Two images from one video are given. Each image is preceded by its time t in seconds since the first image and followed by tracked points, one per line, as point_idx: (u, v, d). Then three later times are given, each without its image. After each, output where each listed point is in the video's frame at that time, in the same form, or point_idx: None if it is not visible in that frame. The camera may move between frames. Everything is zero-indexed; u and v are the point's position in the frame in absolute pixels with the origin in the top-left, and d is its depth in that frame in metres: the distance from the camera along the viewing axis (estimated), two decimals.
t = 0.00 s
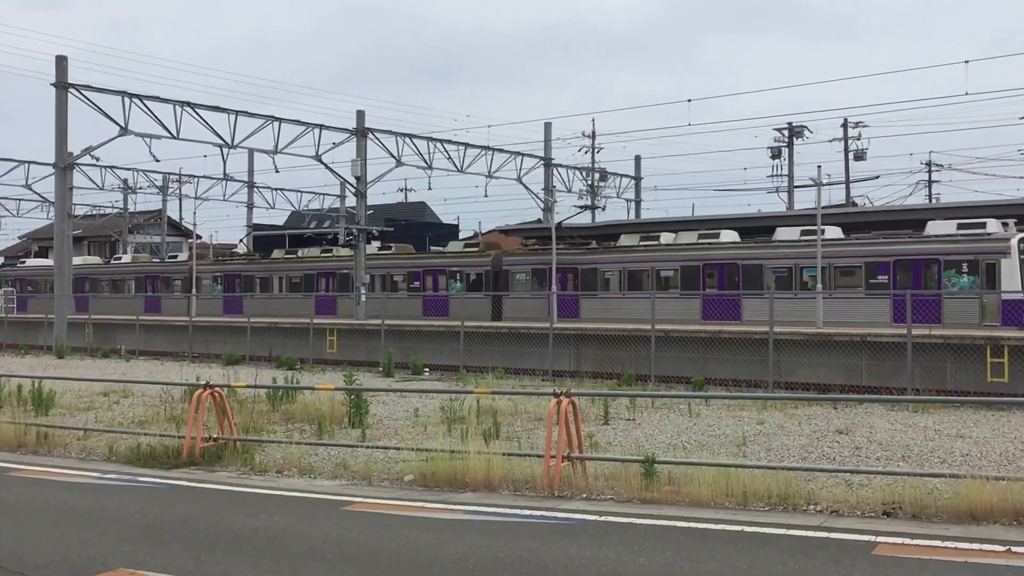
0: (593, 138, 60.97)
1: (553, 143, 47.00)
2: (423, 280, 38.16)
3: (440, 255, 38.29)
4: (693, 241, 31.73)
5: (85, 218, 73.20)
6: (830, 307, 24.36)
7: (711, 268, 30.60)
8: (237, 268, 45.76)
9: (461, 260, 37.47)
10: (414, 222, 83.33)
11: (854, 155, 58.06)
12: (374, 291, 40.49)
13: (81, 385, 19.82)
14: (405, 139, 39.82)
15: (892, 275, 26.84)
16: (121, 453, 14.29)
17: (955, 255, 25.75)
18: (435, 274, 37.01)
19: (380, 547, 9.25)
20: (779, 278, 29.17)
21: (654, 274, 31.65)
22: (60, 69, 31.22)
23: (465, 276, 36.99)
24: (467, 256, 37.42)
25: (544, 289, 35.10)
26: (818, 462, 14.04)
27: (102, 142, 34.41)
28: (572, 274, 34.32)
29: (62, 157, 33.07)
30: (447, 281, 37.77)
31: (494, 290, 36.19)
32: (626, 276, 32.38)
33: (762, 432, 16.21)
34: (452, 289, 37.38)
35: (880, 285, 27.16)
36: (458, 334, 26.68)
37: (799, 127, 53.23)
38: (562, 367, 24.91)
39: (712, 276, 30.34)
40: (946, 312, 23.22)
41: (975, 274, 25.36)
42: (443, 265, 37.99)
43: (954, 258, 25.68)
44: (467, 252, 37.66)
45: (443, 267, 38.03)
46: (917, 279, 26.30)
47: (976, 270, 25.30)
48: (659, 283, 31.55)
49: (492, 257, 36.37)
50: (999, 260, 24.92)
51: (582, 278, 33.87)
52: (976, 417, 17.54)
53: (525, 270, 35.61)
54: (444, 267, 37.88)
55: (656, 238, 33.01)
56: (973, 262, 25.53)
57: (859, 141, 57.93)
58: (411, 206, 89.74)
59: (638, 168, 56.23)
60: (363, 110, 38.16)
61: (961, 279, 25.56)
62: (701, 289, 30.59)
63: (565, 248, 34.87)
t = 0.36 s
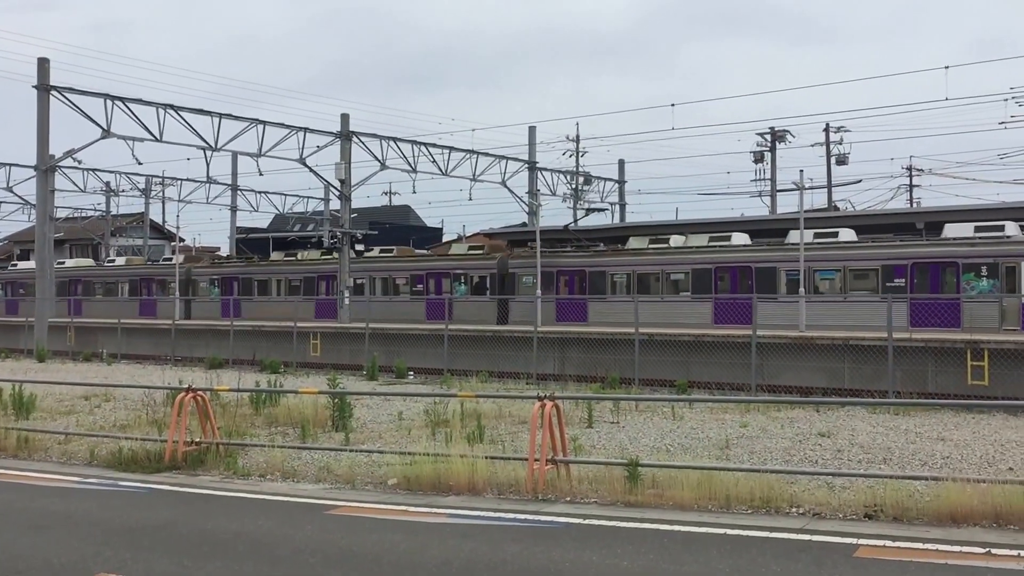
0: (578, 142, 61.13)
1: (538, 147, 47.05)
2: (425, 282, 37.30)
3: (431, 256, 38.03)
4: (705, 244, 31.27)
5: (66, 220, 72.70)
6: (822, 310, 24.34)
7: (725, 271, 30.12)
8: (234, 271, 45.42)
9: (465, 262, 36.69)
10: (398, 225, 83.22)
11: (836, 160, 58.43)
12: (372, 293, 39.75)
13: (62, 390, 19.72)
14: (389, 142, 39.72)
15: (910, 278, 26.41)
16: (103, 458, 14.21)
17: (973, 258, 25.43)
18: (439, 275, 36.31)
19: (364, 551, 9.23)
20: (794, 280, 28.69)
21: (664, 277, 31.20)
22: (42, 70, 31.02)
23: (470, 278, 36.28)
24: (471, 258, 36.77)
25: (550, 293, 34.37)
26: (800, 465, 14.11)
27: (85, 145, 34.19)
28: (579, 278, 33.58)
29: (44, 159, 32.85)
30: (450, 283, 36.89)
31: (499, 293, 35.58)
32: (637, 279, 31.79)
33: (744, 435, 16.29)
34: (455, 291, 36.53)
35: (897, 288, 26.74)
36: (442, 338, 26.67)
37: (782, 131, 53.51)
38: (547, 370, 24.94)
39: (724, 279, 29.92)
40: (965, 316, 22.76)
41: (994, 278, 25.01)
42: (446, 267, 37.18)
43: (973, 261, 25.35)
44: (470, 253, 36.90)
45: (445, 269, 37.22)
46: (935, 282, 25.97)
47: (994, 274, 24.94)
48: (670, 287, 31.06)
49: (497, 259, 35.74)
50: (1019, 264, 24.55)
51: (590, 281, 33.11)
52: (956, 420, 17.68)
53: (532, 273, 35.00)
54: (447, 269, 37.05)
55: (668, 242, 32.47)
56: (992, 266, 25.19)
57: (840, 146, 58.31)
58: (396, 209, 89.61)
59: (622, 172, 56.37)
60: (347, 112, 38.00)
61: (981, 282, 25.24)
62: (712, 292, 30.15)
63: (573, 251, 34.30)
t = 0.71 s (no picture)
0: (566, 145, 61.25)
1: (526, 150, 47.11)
2: (434, 284, 37.10)
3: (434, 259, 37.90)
4: (722, 248, 31.04)
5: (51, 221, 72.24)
6: (809, 314, 24.46)
7: (743, 275, 29.95)
8: (235, 272, 45.11)
9: (475, 265, 36.50)
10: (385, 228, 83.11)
11: (822, 164, 58.72)
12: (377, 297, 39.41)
13: (47, 392, 19.63)
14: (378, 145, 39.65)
15: (934, 281, 26.36)
16: (88, 460, 14.12)
17: (999, 262, 25.57)
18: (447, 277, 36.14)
19: (350, 553, 9.22)
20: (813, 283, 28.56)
21: (680, 281, 31.02)
22: (28, 71, 30.86)
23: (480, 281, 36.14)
24: (481, 261, 36.55)
25: (562, 296, 34.12)
26: (786, 468, 14.16)
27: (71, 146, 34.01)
28: (593, 280, 33.24)
29: (30, 160, 32.66)
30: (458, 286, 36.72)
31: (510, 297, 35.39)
32: (653, 282, 31.60)
33: (731, 438, 16.34)
34: (464, 294, 36.35)
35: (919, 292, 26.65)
36: (429, 341, 26.65)
37: (769, 136, 53.75)
38: (534, 373, 24.95)
39: (741, 282, 29.84)
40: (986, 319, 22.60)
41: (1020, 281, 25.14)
42: (455, 270, 36.95)
43: (997, 265, 25.50)
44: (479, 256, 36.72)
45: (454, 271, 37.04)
46: (960, 286, 26.01)
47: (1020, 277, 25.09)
48: (687, 290, 30.85)
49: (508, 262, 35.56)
50: None
51: (604, 284, 32.79)
52: (941, 424, 17.80)
53: (543, 276, 34.78)
54: (456, 272, 36.86)
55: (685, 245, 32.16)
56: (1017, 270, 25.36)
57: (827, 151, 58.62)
58: (383, 212, 89.51)
59: (610, 176, 56.51)
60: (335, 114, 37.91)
61: (1005, 286, 25.35)
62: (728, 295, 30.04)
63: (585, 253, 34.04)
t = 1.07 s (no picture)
0: (558, 147, 61.34)
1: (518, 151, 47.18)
2: (446, 285, 37.10)
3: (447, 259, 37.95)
4: (739, 249, 31.09)
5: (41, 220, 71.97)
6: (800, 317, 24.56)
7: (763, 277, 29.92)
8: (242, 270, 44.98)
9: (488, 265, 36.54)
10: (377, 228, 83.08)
11: (813, 167, 58.95)
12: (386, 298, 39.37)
13: (35, 391, 19.59)
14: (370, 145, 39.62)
15: (959, 285, 26.06)
16: (76, 459, 14.07)
17: None
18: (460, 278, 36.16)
19: (340, 554, 9.21)
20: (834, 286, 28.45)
21: (699, 282, 30.99)
22: (20, 68, 30.75)
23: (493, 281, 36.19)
24: (495, 261, 36.61)
25: (578, 296, 34.13)
26: (776, 470, 14.22)
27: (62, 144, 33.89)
28: (609, 281, 33.23)
29: (20, 158, 32.53)
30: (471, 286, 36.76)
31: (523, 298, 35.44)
32: (671, 283, 31.59)
33: (721, 440, 16.40)
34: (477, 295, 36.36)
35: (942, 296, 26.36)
36: (420, 342, 26.66)
37: (760, 139, 53.92)
38: (524, 374, 24.98)
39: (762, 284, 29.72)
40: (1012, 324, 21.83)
41: None
42: (468, 270, 36.96)
43: None
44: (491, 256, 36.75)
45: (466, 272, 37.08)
46: (985, 290, 25.71)
47: None
48: (705, 292, 30.85)
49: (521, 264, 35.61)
50: None
51: (620, 286, 32.77)
52: (930, 427, 17.87)
53: (558, 276, 34.83)
54: (468, 272, 36.88)
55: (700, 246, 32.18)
56: None
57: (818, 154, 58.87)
58: (375, 212, 89.46)
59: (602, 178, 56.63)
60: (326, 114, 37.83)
61: None
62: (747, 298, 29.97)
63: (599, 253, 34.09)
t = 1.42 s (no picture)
0: (552, 146, 61.38)
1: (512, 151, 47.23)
2: (460, 284, 37.09)
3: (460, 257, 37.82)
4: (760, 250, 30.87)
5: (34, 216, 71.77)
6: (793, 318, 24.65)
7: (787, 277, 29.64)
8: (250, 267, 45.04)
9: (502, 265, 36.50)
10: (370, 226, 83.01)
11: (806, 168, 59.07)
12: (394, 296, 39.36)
13: (27, 386, 19.59)
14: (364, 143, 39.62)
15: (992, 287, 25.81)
16: (68, 454, 14.10)
17: None
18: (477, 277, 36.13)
19: (332, 550, 9.27)
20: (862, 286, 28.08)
21: (721, 282, 30.65)
22: (14, 63, 30.68)
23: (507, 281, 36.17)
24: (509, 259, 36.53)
25: (595, 295, 33.77)
26: (768, 470, 14.29)
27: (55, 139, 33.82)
28: (626, 280, 32.86)
29: (13, 153, 32.46)
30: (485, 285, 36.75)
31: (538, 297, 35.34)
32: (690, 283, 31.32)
33: (713, 440, 16.47)
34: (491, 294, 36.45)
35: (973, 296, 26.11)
36: (413, 339, 26.71)
37: (753, 139, 54.02)
38: (516, 372, 25.04)
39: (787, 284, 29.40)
40: None
41: None
42: (482, 269, 36.90)
43: None
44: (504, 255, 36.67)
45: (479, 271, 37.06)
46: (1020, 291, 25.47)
47: None
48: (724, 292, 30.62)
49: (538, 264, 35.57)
50: None
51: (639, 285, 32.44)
52: (921, 427, 17.97)
53: (573, 275, 34.66)
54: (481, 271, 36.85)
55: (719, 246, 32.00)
56: None
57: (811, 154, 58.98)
58: (369, 210, 89.35)
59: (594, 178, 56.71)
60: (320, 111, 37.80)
61: None
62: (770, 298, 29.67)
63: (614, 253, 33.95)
